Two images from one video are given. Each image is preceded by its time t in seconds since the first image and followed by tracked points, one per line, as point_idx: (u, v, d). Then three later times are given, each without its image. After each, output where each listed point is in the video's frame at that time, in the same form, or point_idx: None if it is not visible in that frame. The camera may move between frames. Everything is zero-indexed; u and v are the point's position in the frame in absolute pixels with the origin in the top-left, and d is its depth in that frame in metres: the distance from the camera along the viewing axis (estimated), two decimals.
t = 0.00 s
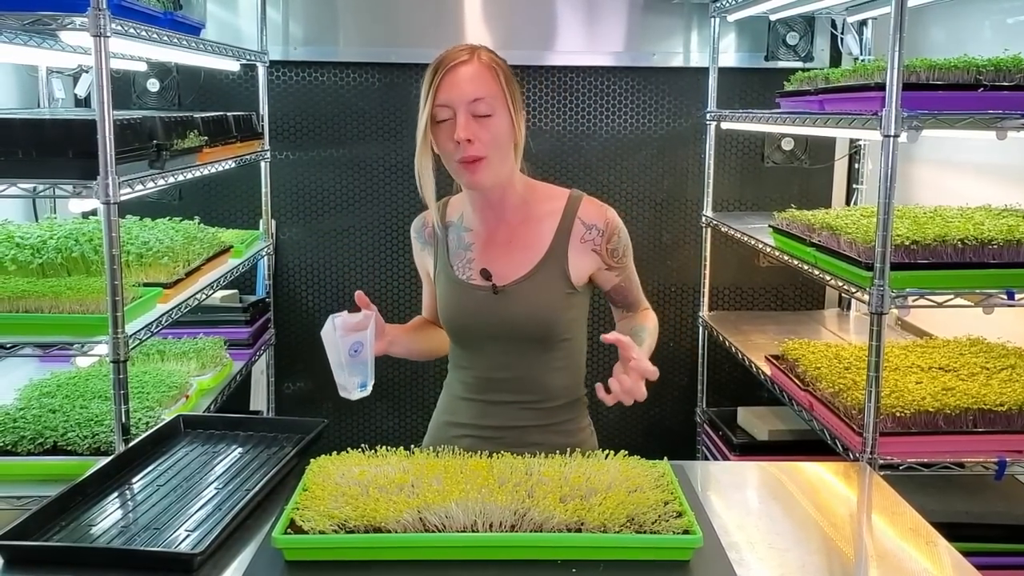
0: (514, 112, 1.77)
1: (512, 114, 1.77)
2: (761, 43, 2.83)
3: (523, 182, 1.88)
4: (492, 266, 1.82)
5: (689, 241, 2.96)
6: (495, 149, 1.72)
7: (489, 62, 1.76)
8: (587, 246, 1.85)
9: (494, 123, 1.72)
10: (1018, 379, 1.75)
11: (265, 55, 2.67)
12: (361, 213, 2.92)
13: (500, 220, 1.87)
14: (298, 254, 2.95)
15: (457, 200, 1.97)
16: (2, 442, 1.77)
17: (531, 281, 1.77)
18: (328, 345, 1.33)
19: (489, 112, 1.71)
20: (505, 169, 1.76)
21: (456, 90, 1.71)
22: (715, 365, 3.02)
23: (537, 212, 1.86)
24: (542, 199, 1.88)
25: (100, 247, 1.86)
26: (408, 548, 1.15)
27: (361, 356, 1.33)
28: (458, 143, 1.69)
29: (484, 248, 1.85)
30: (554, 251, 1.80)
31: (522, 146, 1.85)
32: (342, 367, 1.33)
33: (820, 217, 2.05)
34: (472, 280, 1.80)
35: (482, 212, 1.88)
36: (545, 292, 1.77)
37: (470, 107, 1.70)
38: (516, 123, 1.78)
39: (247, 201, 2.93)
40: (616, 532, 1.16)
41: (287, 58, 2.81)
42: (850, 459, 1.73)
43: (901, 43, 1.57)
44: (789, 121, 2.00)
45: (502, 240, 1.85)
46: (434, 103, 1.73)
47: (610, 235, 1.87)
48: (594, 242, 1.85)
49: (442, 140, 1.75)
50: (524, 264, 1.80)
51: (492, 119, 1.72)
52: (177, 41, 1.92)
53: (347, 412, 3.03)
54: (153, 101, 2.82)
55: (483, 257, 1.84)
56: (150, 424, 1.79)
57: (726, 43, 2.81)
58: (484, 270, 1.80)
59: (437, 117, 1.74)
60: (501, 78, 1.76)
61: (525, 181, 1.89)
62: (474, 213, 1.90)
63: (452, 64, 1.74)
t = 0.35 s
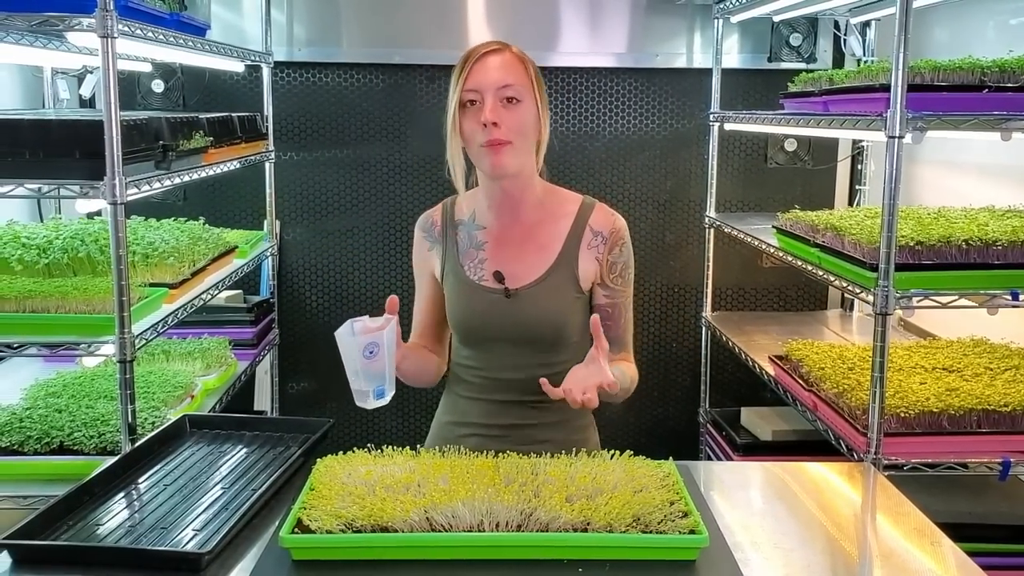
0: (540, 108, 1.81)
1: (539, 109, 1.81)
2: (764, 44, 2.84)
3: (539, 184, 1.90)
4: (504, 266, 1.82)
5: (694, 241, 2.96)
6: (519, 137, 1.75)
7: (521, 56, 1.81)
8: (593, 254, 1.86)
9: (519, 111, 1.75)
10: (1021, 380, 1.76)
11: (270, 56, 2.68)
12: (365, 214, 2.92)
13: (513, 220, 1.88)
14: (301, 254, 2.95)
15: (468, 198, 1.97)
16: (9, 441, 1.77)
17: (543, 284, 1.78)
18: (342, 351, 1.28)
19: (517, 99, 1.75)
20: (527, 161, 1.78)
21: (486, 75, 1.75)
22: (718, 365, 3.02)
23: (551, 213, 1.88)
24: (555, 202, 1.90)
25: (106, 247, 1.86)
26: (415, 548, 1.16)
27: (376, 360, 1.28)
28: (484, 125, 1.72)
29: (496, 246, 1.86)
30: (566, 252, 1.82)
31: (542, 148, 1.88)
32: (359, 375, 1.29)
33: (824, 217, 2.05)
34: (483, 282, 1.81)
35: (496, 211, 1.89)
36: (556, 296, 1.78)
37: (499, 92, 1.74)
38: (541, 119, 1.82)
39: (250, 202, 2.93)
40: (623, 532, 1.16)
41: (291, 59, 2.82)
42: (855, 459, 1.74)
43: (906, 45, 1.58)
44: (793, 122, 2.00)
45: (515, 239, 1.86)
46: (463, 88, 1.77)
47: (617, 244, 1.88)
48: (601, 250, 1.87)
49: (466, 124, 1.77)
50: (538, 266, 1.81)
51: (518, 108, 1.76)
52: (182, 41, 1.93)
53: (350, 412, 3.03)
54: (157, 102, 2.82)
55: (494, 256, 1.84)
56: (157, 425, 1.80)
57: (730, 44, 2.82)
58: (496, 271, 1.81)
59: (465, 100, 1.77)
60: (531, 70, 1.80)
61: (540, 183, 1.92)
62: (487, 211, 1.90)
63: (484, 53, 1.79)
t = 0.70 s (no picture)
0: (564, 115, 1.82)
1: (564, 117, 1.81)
2: (768, 45, 2.84)
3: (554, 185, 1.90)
4: (516, 262, 1.83)
5: (697, 242, 2.97)
6: (545, 146, 1.75)
7: (552, 62, 1.80)
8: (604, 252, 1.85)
9: (547, 121, 1.75)
10: None
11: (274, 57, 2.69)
12: (369, 215, 2.93)
13: (528, 219, 1.87)
14: (305, 255, 2.95)
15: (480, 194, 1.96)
16: (16, 442, 1.77)
17: (555, 281, 1.79)
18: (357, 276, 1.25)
19: (546, 110, 1.75)
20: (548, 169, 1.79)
21: (517, 81, 1.74)
22: (721, 367, 3.02)
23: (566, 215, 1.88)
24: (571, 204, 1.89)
25: (113, 249, 1.86)
26: (425, 549, 1.16)
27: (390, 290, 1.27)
28: (512, 133, 1.72)
29: (511, 244, 1.86)
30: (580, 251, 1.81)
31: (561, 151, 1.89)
32: (375, 301, 1.27)
33: (830, 219, 2.05)
34: (495, 278, 1.81)
35: (510, 209, 1.88)
36: (568, 294, 1.79)
37: (529, 101, 1.74)
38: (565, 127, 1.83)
39: (254, 203, 2.94)
40: (633, 533, 1.16)
41: (294, 60, 2.82)
42: (861, 460, 1.74)
43: (914, 46, 1.58)
44: (799, 124, 2.00)
45: (529, 238, 1.86)
46: (492, 90, 1.76)
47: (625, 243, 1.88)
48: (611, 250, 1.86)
49: (491, 129, 1.77)
50: (549, 260, 1.82)
51: (547, 117, 1.76)
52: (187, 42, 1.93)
53: (354, 414, 3.03)
54: (161, 103, 2.82)
55: (508, 250, 1.86)
56: (164, 426, 1.80)
57: (733, 45, 2.82)
58: (508, 268, 1.82)
59: (493, 103, 1.77)
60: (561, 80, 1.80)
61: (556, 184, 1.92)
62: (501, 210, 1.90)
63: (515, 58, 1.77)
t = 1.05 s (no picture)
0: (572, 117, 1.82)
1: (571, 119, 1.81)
2: (771, 47, 2.85)
3: (560, 186, 1.90)
4: (522, 265, 1.83)
5: (700, 244, 2.97)
6: (553, 151, 1.76)
7: (557, 65, 1.79)
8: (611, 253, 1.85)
9: (554, 126, 1.76)
10: None
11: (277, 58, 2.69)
12: (373, 216, 2.93)
13: (535, 221, 1.88)
14: (309, 257, 2.95)
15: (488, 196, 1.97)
16: (24, 443, 1.77)
17: (563, 285, 1.79)
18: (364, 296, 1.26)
19: (553, 114, 1.76)
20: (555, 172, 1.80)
21: (522, 87, 1.74)
22: (724, 368, 3.02)
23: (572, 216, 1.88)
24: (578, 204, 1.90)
25: (120, 249, 1.86)
26: (438, 550, 1.16)
27: (401, 308, 1.27)
28: (519, 141, 1.72)
29: (518, 248, 1.87)
30: (587, 254, 1.81)
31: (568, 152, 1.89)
32: (384, 325, 1.27)
33: (836, 220, 2.05)
34: (502, 282, 1.81)
35: (518, 213, 1.89)
36: (575, 298, 1.79)
37: (535, 106, 1.75)
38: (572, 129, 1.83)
39: (258, 205, 2.94)
40: (645, 533, 1.16)
41: (298, 61, 2.82)
42: (869, 461, 1.74)
43: (922, 48, 1.58)
44: (806, 125, 2.00)
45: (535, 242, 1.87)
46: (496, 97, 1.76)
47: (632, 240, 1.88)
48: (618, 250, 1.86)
49: (499, 135, 1.77)
50: (558, 263, 1.82)
51: (553, 122, 1.76)
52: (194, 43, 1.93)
53: (357, 415, 3.03)
54: (166, 105, 2.82)
55: (514, 253, 1.86)
56: (172, 427, 1.79)
57: (736, 46, 2.83)
58: (515, 272, 1.82)
59: (498, 110, 1.77)
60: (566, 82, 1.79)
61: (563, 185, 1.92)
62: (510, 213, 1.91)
63: (519, 60, 1.77)
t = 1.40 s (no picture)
0: (563, 111, 1.80)
1: (562, 113, 1.79)
2: (770, 47, 2.86)
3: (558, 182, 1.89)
4: (518, 261, 1.83)
5: (700, 244, 2.98)
6: (543, 147, 1.76)
7: (545, 60, 1.77)
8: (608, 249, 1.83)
9: (543, 124, 1.75)
10: None
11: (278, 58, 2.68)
12: (373, 215, 2.92)
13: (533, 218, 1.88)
14: (308, 256, 2.95)
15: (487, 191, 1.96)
16: (28, 442, 1.76)
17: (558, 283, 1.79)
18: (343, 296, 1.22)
19: (540, 110, 1.74)
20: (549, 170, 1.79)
21: (509, 88, 1.73)
22: (724, 368, 3.03)
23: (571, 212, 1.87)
24: (575, 200, 1.89)
25: (124, 249, 1.86)
26: (448, 547, 1.16)
27: (383, 307, 1.23)
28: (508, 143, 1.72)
29: (517, 243, 1.86)
30: (582, 250, 1.79)
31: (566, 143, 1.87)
32: (364, 324, 1.23)
33: (839, 219, 2.06)
34: (498, 279, 1.81)
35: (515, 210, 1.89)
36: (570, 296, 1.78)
37: (522, 105, 1.74)
38: (564, 122, 1.81)
39: (258, 205, 2.93)
40: (655, 530, 1.17)
41: (298, 61, 2.82)
42: (873, 459, 1.75)
43: (927, 48, 1.59)
44: (809, 124, 2.01)
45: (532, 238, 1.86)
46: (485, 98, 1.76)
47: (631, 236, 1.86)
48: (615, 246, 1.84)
49: (489, 135, 1.77)
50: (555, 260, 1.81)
51: (543, 120, 1.75)
52: (198, 42, 1.92)
53: (357, 415, 3.03)
54: (167, 104, 2.82)
55: (512, 249, 1.85)
56: (177, 426, 1.79)
57: (736, 46, 2.83)
58: (511, 269, 1.82)
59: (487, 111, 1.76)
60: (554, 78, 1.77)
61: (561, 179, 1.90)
62: (509, 209, 1.91)
63: (506, 58, 1.76)
